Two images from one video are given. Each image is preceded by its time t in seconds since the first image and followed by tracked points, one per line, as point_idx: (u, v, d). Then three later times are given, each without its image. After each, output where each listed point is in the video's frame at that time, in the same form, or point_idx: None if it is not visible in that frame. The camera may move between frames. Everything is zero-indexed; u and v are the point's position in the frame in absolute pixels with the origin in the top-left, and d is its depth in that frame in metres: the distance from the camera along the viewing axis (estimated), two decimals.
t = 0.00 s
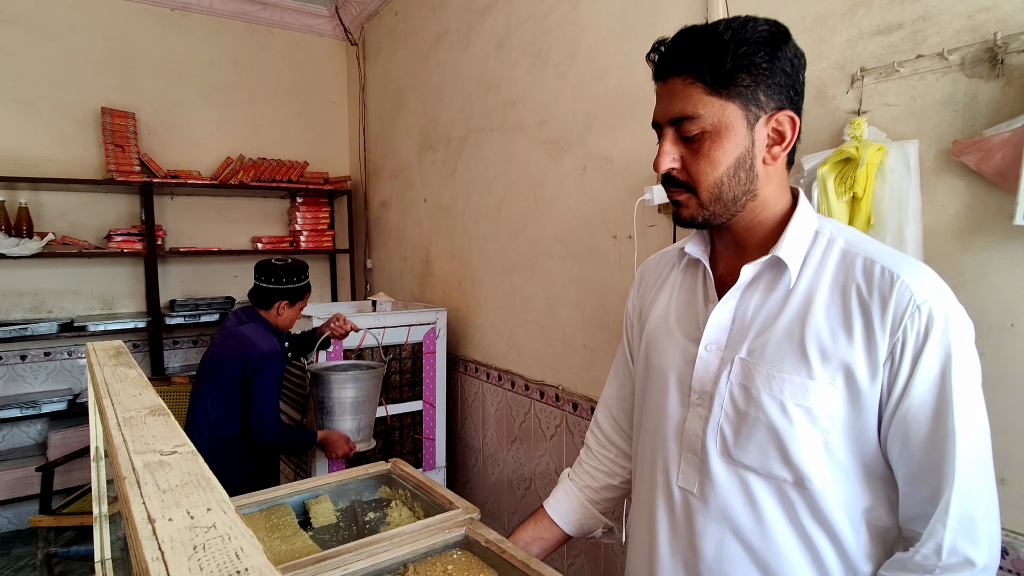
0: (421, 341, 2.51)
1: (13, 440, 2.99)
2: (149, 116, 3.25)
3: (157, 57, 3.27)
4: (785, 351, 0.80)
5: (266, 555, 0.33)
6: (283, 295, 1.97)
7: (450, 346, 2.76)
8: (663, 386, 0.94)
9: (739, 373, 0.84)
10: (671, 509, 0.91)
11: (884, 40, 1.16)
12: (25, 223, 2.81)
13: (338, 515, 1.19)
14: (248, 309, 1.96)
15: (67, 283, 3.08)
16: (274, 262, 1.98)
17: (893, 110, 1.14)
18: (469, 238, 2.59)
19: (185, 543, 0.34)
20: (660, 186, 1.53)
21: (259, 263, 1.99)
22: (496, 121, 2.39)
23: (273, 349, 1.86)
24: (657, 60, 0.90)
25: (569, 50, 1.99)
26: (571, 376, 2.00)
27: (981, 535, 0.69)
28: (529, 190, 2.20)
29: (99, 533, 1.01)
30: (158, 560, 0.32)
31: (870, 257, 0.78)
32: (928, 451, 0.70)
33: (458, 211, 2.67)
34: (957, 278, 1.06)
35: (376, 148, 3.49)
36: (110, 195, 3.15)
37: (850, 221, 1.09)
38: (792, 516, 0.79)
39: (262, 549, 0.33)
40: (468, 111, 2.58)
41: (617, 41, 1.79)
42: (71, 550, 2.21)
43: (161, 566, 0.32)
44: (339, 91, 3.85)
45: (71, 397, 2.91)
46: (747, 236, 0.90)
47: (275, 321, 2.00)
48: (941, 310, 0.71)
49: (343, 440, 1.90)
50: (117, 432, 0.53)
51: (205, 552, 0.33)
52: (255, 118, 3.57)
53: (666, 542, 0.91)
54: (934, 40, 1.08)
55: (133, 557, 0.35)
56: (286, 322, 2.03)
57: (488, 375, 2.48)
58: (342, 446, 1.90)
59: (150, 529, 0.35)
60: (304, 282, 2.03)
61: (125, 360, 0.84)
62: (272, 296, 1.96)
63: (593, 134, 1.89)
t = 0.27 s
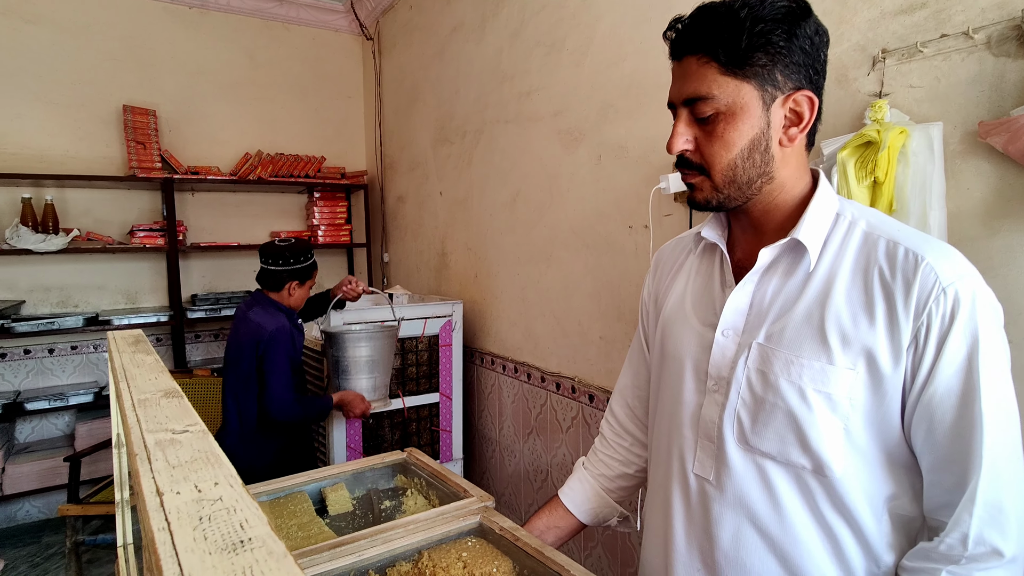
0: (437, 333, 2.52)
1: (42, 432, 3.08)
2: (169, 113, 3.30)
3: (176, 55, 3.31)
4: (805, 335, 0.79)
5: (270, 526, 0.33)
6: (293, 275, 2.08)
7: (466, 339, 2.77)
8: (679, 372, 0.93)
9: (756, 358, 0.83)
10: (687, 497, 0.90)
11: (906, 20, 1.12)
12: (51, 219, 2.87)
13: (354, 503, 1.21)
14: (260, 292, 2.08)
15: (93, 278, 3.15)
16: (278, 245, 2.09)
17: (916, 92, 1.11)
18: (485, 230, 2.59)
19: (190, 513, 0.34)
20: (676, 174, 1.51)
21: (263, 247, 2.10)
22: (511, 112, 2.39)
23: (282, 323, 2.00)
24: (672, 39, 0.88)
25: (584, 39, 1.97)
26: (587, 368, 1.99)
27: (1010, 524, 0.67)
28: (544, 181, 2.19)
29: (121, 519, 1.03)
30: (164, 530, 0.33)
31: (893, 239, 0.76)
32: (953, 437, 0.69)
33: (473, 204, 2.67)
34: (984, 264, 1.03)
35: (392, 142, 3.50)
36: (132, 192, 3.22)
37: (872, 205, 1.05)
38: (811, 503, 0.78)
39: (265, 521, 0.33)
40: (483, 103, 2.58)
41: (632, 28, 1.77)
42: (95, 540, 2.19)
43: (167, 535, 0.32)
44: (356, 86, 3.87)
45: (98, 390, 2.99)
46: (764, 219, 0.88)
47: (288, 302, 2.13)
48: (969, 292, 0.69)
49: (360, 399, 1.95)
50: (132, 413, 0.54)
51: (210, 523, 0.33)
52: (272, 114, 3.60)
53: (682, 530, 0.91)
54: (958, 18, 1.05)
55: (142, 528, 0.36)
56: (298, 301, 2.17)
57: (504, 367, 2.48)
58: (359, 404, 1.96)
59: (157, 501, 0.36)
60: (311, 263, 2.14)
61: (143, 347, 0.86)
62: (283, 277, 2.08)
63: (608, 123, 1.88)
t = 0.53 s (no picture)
0: (453, 324, 2.53)
1: (69, 422, 3.16)
2: (188, 108, 3.34)
3: (194, 50, 3.35)
4: (825, 318, 0.78)
5: (273, 494, 0.34)
6: (308, 258, 2.14)
7: (482, 330, 2.77)
8: (696, 357, 0.92)
9: (775, 341, 0.81)
10: (703, 483, 0.90)
11: None
12: (75, 214, 2.93)
13: (370, 490, 1.22)
14: (277, 278, 2.13)
15: (116, 272, 3.22)
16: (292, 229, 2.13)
17: (940, 71, 1.08)
18: (500, 221, 2.58)
19: (196, 482, 0.35)
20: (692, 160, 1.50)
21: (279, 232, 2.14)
22: (525, 102, 2.37)
23: (298, 306, 2.04)
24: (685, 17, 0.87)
25: (598, 25, 1.95)
26: (603, 357, 1.98)
27: None
28: (559, 170, 2.18)
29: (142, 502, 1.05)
30: (168, 498, 0.33)
31: (918, 218, 0.74)
32: (979, 421, 0.67)
33: (488, 195, 2.67)
34: (1012, 246, 1.00)
35: (407, 134, 3.51)
36: (153, 186, 3.27)
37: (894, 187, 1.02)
38: (831, 489, 0.77)
39: (269, 489, 0.34)
40: (497, 93, 2.57)
41: (647, 13, 1.74)
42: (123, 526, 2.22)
43: (170, 502, 0.33)
44: (371, 79, 3.88)
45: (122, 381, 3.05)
46: (781, 199, 0.87)
47: (308, 283, 2.21)
48: (996, 271, 0.66)
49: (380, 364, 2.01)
50: (144, 391, 0.56)
51: (213, 490, 0.34)
52: (288, 108, 3.63)
53: (698, 516, 0.90)
54: None
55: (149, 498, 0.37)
56: (318, 282, 2.24)
57: (520, 358, 2.48)
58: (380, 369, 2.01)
59: (164, 471, 0.37)
60: (325, 245, 2.21)
61: (160, 332, 0.88)
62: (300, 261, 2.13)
63: (624, 110, 1.86)
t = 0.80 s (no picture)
0: (464, 320, 2.53)
1: (87, 417, 3.20)
2: (200, 106, 3.36)
3: (206, 48, 3.37)
4: (841, 308, 0.76)
5: (275, 481, 0.33)
6: (321, 247, 2.22)
7: (493, 325, 2.77)
8: (708, 349, 0.91)
9: (789, 333, 0.80)
10: (716, 477, 0.89)
11: None
12: (91, 212, 2.97)
13: (381, 483, 1.22)
14: (293, 269, 2.20)
15: (131, 269, 3.25)
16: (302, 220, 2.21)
17: (960, 57, 1.05)
18: (511, 216, 2.57)
19: (199, 469, 0.35)
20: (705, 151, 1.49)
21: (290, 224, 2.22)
22: (535, 95, 2.36)
23: (314, 293, 2.10)
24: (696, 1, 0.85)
25: (609, 17, 1.92)
26: (615, 352, 1.97)
27: None
28: (570, 164, 2.17)
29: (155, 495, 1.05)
30: (171, 484, 0.33)
31: (938, 205, 0.72)
32: (1002, 414, 0.65)
33: (499, 190, 2.66)
34: None
35: (418, 130, 3.50)
36: (166, 184, 3.30)
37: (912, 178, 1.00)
38: (847, 484, 0.76)
39: (271, 476, 0.33)
40: (508, 87, 2.55)
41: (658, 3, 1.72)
42: (140, 519, 2.26)
43: (173, 488, 0.33)
44: (382, 75, 3.88)
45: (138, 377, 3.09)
46: (795, 188, 0.85)
47: (323, 270, 2.29)
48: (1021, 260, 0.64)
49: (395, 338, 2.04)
50: (152, 381, 0.56)
51: (216, 477, 0.34)
52: (300, 105, 3.64)
53: (710, 511, 0.89)
54: None
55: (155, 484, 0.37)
56: (332, 269, 2.32)
57: (532, 353, 2.47)
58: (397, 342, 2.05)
59: (169, 458, 0.37)
60: (334, 232, 2.27)
61: (172, 324, 0.89)
62: (313, 250, 2.21)
63: (635, 103, 1.84)
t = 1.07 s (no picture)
0: (472, 318, 2.53)
1: (99, 415, 3.24)
2: (210, 106, 3.38)
3: (215, 49, 3.39)
4: (848, 305, 0.75)
5: (281, 476, 0.33)
6: (326, 240, 2.24)
7: (501, 324, 2.76)
8: (714, 345, 0.90)
9: (796, 329, 0.79)
10: (720, 473, 0.88)
11: None
12: (102, 211, 3.00)
13: (388, 481, 1.22)
14: (299, 266, 2.23)
15: (142, 268, 3.28)
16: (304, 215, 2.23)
17: (972, 51, 1.03)
18: (519, 214, 2.57)
19: (205, 464, 0.35)
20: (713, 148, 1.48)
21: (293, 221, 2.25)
22: (543, 93, 2.35)
23: (324, 286, 2.16)
24: None
25: (617, 14, 1.92)
26: (623, 351, 1.97)
27: None
28: (578, 162, 2.16)
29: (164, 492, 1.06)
30: (177, 478, 0.34)
31: (949, 201, 0.71)
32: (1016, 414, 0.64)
33: (506, 188, 2.66)
34: None
35: (426, 129, 3.51)
36: (177, 184, 3.33)
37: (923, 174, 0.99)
38: (853, 482, 0.75)
39: (277, 471, 0.33)
40: (515, 86, 2.55)
41: None
42: (151, 516, 2.29)
43: (179, 483, 0.33)
44: (390, 74, 3.89)
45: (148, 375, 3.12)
46: (802, 183, 0.84)
47: (331, 262, 2.32)
48: None
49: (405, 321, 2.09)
50: (161, 378, 0.57)
51: (222, 472, 0.34)
52: (308, 104, 3.65)
53: (715, 507, 0.89)
54: None
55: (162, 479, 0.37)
56: (340, 260, 2.35)
57: (540, 352, 2.47)
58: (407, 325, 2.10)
59: (175, 454, 0.37)
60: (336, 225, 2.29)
61: (181, 322, 0.90)
62: (318, 244, 2.24)
63: (643, 100, 1.83)
